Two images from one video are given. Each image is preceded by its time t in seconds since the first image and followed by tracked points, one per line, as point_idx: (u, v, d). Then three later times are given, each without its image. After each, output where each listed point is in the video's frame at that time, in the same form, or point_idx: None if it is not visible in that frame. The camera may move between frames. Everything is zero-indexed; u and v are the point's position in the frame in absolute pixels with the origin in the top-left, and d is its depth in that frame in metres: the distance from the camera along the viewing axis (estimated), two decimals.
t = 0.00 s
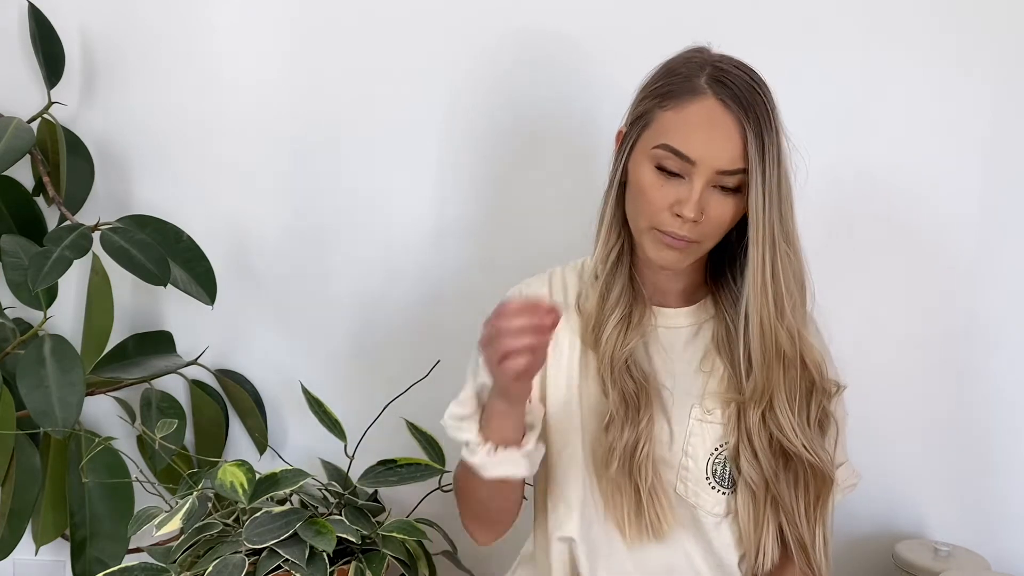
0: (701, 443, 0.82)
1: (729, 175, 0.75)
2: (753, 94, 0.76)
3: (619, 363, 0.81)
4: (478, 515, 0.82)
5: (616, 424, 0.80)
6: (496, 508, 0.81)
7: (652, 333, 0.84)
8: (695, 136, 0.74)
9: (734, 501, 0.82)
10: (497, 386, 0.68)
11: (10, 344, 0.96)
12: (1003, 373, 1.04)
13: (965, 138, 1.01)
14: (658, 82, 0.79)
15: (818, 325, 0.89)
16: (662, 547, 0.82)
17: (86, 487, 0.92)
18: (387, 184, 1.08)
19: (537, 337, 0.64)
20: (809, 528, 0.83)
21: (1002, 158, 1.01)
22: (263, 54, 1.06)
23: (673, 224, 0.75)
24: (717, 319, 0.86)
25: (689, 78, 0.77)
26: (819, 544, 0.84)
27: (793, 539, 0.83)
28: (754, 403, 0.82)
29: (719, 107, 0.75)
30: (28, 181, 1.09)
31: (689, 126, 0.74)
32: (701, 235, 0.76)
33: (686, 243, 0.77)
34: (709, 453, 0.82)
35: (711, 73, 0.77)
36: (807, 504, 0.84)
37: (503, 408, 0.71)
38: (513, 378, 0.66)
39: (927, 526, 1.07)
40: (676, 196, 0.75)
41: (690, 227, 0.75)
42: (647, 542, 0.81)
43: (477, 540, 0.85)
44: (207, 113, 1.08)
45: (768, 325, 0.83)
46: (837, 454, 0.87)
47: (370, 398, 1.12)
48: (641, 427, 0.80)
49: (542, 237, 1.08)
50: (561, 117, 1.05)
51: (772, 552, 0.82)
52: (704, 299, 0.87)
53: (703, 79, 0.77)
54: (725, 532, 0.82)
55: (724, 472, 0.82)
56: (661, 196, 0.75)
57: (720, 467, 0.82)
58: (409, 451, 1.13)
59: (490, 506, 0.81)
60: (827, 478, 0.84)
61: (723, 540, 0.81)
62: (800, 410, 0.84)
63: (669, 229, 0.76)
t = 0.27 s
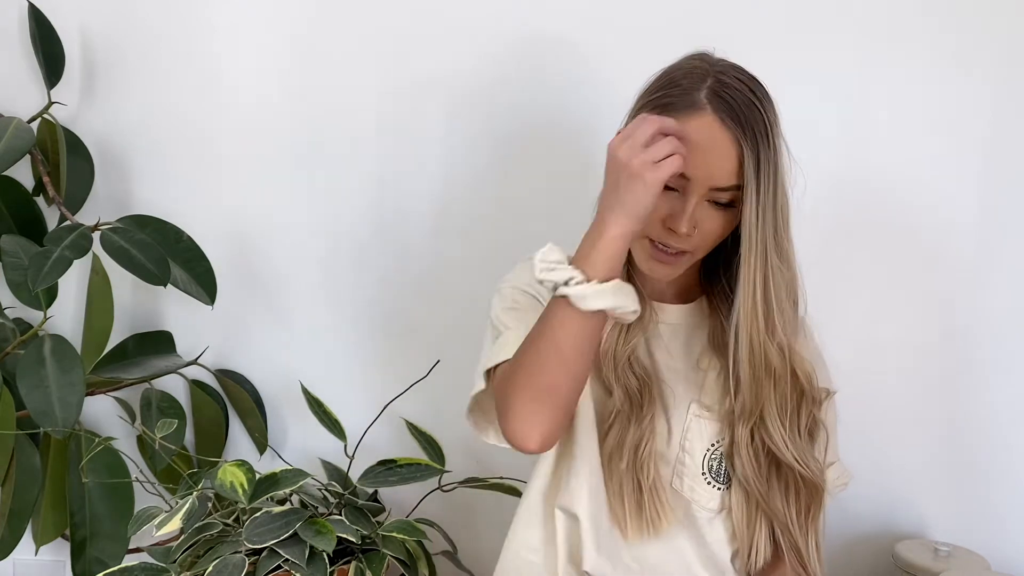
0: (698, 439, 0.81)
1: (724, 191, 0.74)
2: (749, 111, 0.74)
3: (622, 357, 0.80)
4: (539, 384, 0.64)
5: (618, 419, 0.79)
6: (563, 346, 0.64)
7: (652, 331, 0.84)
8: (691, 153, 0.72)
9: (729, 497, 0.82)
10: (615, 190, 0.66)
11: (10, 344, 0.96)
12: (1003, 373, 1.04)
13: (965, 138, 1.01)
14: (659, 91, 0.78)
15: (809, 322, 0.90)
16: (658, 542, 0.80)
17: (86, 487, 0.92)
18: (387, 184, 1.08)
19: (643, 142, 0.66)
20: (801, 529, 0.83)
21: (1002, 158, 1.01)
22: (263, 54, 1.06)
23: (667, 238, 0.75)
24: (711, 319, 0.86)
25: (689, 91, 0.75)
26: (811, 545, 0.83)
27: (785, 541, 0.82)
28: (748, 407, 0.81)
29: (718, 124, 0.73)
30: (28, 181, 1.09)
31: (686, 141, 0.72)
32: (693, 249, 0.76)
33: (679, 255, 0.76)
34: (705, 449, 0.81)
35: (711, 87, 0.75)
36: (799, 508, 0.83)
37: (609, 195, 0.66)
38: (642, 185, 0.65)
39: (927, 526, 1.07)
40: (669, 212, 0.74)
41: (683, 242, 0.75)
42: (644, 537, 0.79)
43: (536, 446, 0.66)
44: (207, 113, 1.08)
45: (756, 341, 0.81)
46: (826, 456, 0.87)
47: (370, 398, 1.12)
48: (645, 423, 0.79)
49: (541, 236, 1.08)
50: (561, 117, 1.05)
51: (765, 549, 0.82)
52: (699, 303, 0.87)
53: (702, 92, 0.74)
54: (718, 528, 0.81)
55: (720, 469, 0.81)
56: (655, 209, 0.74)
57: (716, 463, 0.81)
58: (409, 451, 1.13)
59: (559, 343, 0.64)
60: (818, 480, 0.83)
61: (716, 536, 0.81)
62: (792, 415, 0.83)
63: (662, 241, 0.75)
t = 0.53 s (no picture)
0: (701, 439, 0.80)
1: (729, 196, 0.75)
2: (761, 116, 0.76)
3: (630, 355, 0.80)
4: (575, 356, 0.59)
5: (626, 416, 0.79)
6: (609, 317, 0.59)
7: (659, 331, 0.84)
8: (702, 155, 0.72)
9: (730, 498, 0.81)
10: (684, 166, 0.61)
11: (10, 344, 0.96)
12: (1003, 373, 1.04)
13: (964, 138, 1.01)
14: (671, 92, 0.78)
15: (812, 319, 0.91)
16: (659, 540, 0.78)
17: (86, 487, 0.92)
18: (387, 183, 1.08)
19: (722, 128, 0.61)
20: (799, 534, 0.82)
21: (1002, 158, 1.01)
22: (263, 54, 1.06)
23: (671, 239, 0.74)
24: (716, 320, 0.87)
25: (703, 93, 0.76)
26: (810, 549, 0.83)
27: (785, 545, 0.82)
28: (753, 411, 0.81)
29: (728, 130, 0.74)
30: (28, 181, 1.09)
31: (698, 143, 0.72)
32: (696, 253, 0.75)
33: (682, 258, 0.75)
34: (708, 449, 0.80)
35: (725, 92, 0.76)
36: (799, 512, 0.83)
37: (671, 163, 0.61)
38: (709, 171, 0.60)
39: (927, 527, 1.07)
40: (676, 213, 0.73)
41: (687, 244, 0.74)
42: (646, 536, 0.78)
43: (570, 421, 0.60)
44: (207, 113, 1.08)
45: (759, 346, 0.80)
46: (826, 462, 0.87)
47: (370, 398, 1.12)
48: (653, 421, 0.79)
49: (542, 235, 1.08)
50: (561, 117, 1.05)
51: (766, 553, 0.81)
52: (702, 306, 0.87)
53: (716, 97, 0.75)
54: (717, 529, 0.80)
55: (722, 469, 0.80)
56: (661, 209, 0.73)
57: (718, 463, 0.80)
58: (409, 451, 1.13)
59: (604, 313, 0.59)
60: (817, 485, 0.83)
61: (715, 537, 0.79)
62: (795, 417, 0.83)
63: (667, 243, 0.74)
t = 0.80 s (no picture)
0: (704, 438, 0.80)
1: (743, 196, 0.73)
2: (782, 116, 0.73)
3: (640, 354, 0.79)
4: (629, 347, 0.61)
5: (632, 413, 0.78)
6: (675, 311, 0.61)
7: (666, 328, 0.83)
8: (718, 149, 0.70)
9: (729, 498, 0.80)
10: (783, 197, 0.65)
11: (10, 344, 0.96)
12: (1003, 373, 1.04)
13: (964, 138, 1.01)
14: (692, 84, 0.76)
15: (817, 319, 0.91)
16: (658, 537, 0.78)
17: (86, 487, 0.92)
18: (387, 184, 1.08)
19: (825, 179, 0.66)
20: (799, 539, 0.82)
21: (1002, 158, 1.01)
22: (263, 54, 1.06)
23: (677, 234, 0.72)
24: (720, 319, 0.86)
25: (725, 88, 0.73)
26: (812, 548, 0.83)
27: (786, 543, 0.81)
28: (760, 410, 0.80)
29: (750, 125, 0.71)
30: (28, 181, 1.09)
31: (715, 137, 0.70)
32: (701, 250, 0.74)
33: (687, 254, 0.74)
34: (711, 448, 0.80)
35: (748, 88, 0.73)
36: (803, 511, 0.82)
37: (771, 186, 0.65)
38: (798, 214, 0.66)
39: (927, 526, 1.07)
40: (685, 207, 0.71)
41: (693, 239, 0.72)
42: (646, 532, 0.77)
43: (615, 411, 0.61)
44: (207, 113, 1.08)
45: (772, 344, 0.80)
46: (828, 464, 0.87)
47: (370, 398, 1.12)
48: (660, 418, 0.78)
49: (542, 233, 1.08)
50: (561, 117, 1.05)
51: (768, 553, 0.80)
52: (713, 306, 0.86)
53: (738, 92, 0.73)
54: (718, 530, 0.79)
55: (723, 469, 0.80)
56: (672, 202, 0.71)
57: (719, 463, 0.80)
58: (409, 451, 1.13)
59: (671, 305, 0.61)
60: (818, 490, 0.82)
61: (716, 537, 0.79)
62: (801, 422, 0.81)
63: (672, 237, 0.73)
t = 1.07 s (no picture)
0: (704, 436, 0.81)
1: (758, 159, 0.78)
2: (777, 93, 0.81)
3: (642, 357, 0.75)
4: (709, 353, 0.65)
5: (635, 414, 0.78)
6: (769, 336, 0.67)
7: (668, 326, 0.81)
8: (735, 114, 0.77)
9: (729, 498, 0.81)
10: (878, 289, 0.69)
11: (10, 344, 0.96)
12: (1003, 373, 1.04)
13: (964, 138, 1.01)
14: (687, 71, 0.82)
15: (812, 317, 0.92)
16: (659, 540, 0.77)
17: (86, 487, 0.92)
18: (388, 183, 1.08)
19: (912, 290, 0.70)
20: (800, 534, 0.83)
21: (1001, 159, 1.01)
22: (263, 54, 1.06)
23: (713, 195, 0.75)
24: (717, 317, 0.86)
25: (722, 71, 0.81)
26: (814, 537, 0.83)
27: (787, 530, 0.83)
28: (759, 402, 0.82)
29: (754, 95, 0.79)
30: (28, 181, 1.09)
31: (726, 105, 0.77)
32: (730, 212, 0.77)
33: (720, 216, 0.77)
34: (709, 448, 0.81)
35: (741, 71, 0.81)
36: (803, 501, 0.83)
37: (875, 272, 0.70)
38: (884, 311, 0.69)
39: (927, 527, 1.07)
40: (715, 169, 0.76)
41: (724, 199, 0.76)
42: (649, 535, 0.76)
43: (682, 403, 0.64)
44: (207, 113, 1.08)
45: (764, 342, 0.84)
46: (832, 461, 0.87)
47: (370, 398, 1.12)
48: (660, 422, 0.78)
49: (543, 232, 1.08)
50: (561, 117, 1.05)
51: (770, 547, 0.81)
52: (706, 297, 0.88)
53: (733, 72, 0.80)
54: (718, 529, 0.79)
55: (722, 468, 0.81)
56: (701, 169, 0.76)
57: (718, 462, 0.80)
58: (409, 452, 1.13)
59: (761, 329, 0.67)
60: (817, 486, 0.83)
61: (716, 537, 0.79)
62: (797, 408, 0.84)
63: (705, 201, 0.76)
